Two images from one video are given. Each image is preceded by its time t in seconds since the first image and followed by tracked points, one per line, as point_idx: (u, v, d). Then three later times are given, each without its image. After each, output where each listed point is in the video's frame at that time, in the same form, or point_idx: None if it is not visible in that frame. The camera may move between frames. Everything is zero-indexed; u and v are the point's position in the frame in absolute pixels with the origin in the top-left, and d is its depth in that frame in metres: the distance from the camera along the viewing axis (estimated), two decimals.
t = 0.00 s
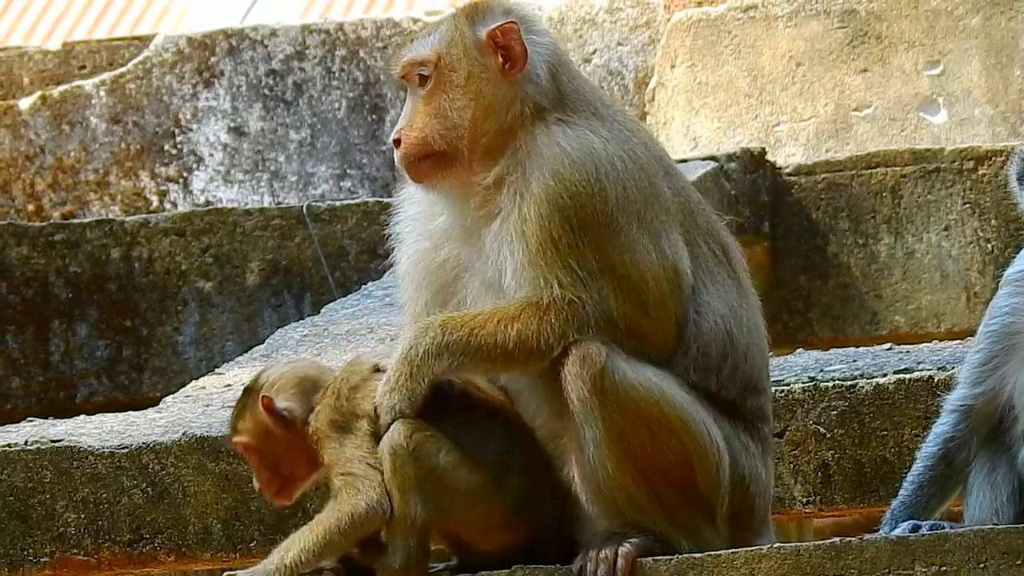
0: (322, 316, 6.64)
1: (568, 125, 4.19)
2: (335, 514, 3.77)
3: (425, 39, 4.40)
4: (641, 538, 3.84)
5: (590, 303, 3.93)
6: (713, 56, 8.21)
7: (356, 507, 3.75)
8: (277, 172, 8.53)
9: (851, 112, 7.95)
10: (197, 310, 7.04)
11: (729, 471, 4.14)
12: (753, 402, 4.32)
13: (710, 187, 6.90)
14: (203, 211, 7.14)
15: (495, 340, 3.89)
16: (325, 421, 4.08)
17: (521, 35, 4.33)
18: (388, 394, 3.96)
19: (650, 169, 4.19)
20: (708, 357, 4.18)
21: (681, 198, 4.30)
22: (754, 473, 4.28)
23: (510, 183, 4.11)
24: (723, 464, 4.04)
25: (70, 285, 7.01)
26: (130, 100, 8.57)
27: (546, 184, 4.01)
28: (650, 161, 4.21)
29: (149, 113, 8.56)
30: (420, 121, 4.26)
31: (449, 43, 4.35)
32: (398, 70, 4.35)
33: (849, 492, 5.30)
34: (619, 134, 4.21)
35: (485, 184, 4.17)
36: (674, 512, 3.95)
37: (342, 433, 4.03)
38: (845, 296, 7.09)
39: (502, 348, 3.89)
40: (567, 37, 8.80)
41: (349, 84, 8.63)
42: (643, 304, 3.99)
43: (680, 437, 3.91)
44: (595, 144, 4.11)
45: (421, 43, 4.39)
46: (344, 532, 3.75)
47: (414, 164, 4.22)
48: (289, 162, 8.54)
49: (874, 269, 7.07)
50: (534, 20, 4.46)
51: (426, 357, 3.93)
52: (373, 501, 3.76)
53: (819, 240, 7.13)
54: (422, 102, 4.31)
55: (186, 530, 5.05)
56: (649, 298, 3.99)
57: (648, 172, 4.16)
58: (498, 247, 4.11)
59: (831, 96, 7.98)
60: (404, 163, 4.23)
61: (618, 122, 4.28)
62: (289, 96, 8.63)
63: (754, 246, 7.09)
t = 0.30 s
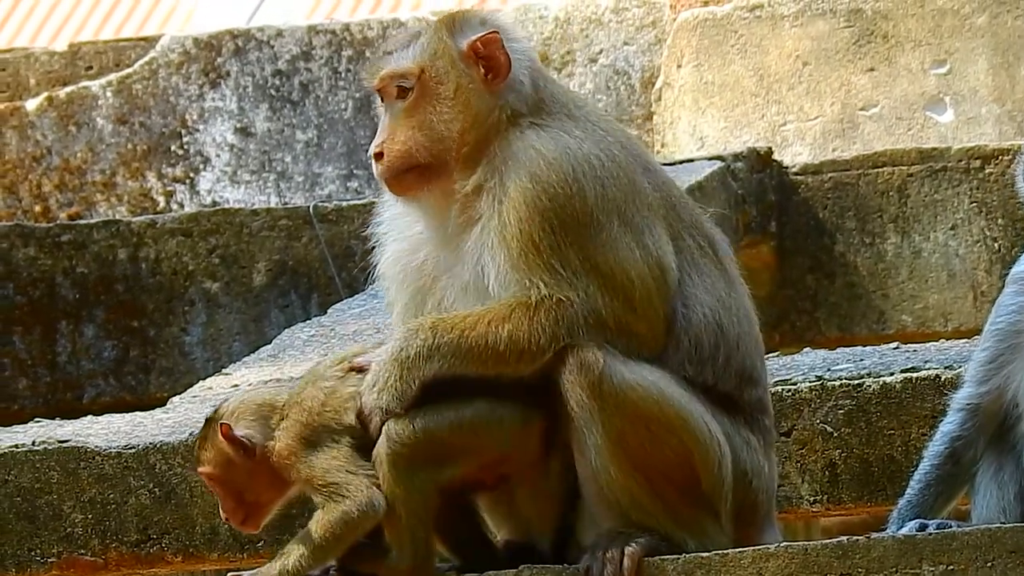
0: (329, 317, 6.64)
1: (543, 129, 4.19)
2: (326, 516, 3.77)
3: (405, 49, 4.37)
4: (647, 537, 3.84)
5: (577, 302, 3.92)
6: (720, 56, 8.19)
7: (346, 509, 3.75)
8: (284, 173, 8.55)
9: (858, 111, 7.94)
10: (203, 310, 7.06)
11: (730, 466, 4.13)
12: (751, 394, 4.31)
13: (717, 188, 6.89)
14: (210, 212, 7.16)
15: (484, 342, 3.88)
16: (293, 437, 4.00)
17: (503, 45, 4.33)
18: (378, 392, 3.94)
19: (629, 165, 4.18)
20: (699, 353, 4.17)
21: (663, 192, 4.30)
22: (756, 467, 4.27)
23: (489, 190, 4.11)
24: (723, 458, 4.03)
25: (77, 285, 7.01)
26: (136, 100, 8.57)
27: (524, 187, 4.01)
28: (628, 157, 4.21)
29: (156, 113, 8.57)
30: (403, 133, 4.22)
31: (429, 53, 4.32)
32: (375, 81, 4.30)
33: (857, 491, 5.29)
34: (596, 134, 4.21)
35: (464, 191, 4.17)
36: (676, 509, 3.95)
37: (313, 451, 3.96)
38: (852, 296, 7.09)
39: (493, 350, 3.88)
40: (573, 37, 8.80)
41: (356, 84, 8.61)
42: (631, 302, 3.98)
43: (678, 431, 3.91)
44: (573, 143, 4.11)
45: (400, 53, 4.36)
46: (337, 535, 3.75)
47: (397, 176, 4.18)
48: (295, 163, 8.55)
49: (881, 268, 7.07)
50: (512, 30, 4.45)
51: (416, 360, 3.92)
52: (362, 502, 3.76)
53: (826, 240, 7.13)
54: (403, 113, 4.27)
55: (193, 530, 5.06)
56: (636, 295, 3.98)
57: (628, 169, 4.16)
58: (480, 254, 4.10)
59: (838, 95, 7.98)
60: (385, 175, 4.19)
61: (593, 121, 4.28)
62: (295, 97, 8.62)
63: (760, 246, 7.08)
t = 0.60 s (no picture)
0: (335, 315, 6.65)
1: (557, 125, 4.19)
2: (337, 527, 3.63)
3: (438, 42, 4.32)
4: (654, 535, 3.84)
5: (591, 300, 3.93)
6: (726, 54, 8.18)
7: (357, 518, 3.63)
8: (290, 172, 8.57)
9: (864, 109, 7.95)
10: (210, 310, 7.06)
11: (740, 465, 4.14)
12: (761, 391, 4.31)
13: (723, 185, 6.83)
14: (216, 211, 7.15)
15: (496, 334, 3.90)
16: (293, 455, 3.80)
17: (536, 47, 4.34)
18: (384, 379, 3.91)
19: (641, 162, 4.18)
20: (709, 350, 4.18)
21: (672, 189, 4.30)
22: (766, 466, 4.27)
23: (501, 189, 4.12)
24: (733, 456, 4.04)
25: (83, 285, 7.02)
26: (142, 100, 8.58)
27: (538, 184, 4.01)
28: (639, 154, 4.21)
29: (162, 113, 8.58)
30: (437, 131, 4.20)
31: (465, 52, 4.30)
32: (409, 73, 4.22)
33: (864, 488, 5.29)
34: (608, 130, 4.20)
35: (481, 193, 4.16)
36: (686, 508, 3.96)
37: (314, 467, 3.78)
38: (859, 294, 7.09)
39: (503, 344, 3.89)
40: (579, 35, 8.76)
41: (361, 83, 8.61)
42: (643, 301, 3.99)
43: (689, 429, 3.91)
44: (585, 140, 4.11)
45: (433, 46, 4.30)
46: (349, 546, 3.62)
47: (426, 174, 4.16)
48: (302, 162, 8.58)
49: (888, 266, 7.07)
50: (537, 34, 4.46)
51: (427, 351, 3.92)
52: (374, 511, 3.63)
53: (833, 238, 7.12)
54: (436, 110, 4.23)
55: (200, 530, 5.06)
56: (647, 294, 3.99)
57: (639, 166, 4.16)
58: (492, 252, 4.12)
59: (844, 93, 7.98)
60: (416, 171, 4.15)
61: (605, 118, 4.27)
62: (302, 96, 8.64)
63: (767, 244, 7.10)
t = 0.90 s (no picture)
0: (343, 312, 6.65)
1: (577, 123, 4.20)
2: (346, 531, 3.56)
3: (469, 39, 4.30)
4: (662, 531, 3.84)
5: (609, 298, 3.96)
6: (733, 49, 8.18)
7: (367, 521, 3.56)
8: (297, 168, 8.58)
9: (871, 104, 7.94)
10: (217, 306, 7.08)
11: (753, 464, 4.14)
12: (774, 389, 4.33)
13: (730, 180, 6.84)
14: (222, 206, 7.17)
15: (513, 332, 3.91)
16: (297, 467, 3.73)
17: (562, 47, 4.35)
18: (396, 372, 3.94)
19: (659, 161, 4.20)
20: (725, 348, 4.19)
21: (689, 188, 4.31)
22: (777, 465, 4.28)
23: (521, 187, 4.12)
24: (745, 454, 4.05)
25: (90, 282, 7.00)
26: (150, 96, 8.59)
27: (559, 182, 4.02)
28: (657, 153, 4.22)
29: (169, 109, 8.59)
30: (468, 128, 4.18)
31: (498, 50, 4.30)
32: (440, 68, 4.19)
33: (872, 484, 5.30)
34: (626, 129, 4.22)
35: (507, 192, 4.14)
36: (698, 505, 3.96)
37: (320, 476, 3.70)
38: (866, 290, 7.09)
39: (521, 341, 3.91)
40: (586, 31, 8.72)
41: (368, 79, 8.64)
42: (660, 300, 4.01)
43: (703, 426, 3.92)
44: (604, 138, 4.12)
45: (463, 43, 4.28)
46: (358, 551, 3.55)
47: (457, 171, 4.14)
48: (309, 158, 8.59)
49: (895, 261, 7.07)
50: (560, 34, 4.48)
51: (443, 348, 3.92)
52: (384, 512, 3.58)
53: (840, 233, 7.12)
54: (466, 107, 4.21)
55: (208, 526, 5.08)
56: (664, 294, 4.02)
57: (656, 164, 4.17)
58: (513, 250, 4.11)
59: (851, 88, 7.97)
60: (448, 168, 4.14)
61: (623, 117, 4.29)
62: (308, 92, 8.65)
63: (773, 240, 7.07)
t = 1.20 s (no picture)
0: (354, 316, 6.65)
1: (598, 127, 4.27)
2: (313, 508, 3.99)
3: (490, 42, 4.36)
4: (677, 536, 3.88)
5: (624, 303, 4.03)
6: (745, 53, 8.19)
7: (335, 499, 3.99)
8: (309, 173, 8.58)
9: (883, 107, 7.93)
10: (230, 311, 7.09)
11: (769, 470, 4.19)
12: (792, 395, 4.38)
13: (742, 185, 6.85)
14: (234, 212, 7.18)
15: (525, 340, 4.00)
16: (272, 438, 4.02)
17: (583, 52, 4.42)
18: (407, 383, 4.00)
19: (677, 167, 4.27)
20: (743, 352, 4.24)
21: (708, 195, 4.38)
22: (795, 472, 4.33)
23: (540, 189, 4.18)
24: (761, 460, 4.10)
25: (103, 288, 7.02)
26: (162, 103, 8.62)
27: (578, 186, 4.09)
28: (676, 160, 4.29)
29: (181, 115, 8.62)
30: (489, 132, 4.25)
31: (518, 53, 4.36)
32: (460, 72, 4.27)
33: (886, 488, 5.29)
34: (645, 134, 4.29)
35: (526, 196, 4.21)
36: (713, 510, 4.00)
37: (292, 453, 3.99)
38: (879, 294, 7.06)
39: (533, 350, 4.00)
40: (597, 35, 8.71)
41: (380, 85, 8.68)
42: (674, 304, 4.08)
43: (719, 430, 3.97)
44: (624, 142, 4.19)
45: (484, 46, 4.34)
46: (325, 527, 4.00)
47: (477, 175, 4.22)
48: (321, 163, 8.59)
49: (908, 265, 7.05)
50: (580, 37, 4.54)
51: (455, 359, 4.00)
52: (351, 491, 4.00)
53: (852, 237, 7.10)
54: (487, 111, 4.28)
55: (220, 533, 5.09)
56: (678, 298, 4.08)
57: (675, 170, 4.24)
58: (529, 253, 4.17)
59: (863, 92, 7.96)
60: (469, 172, 4.21)
61: (643, 123, 4.36)
62: (320, 97, 8.67)
63: (785, 243, 7.06)
